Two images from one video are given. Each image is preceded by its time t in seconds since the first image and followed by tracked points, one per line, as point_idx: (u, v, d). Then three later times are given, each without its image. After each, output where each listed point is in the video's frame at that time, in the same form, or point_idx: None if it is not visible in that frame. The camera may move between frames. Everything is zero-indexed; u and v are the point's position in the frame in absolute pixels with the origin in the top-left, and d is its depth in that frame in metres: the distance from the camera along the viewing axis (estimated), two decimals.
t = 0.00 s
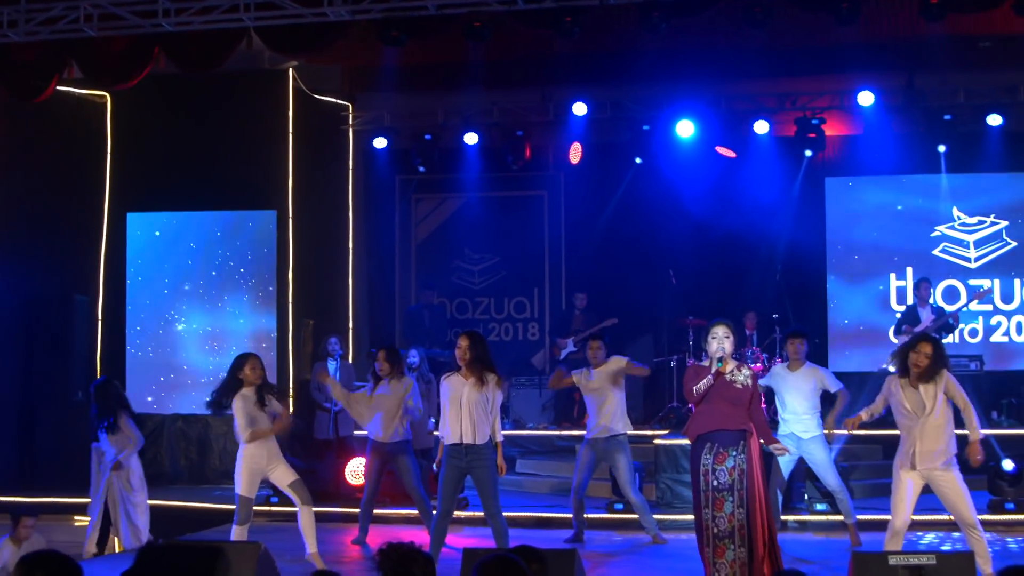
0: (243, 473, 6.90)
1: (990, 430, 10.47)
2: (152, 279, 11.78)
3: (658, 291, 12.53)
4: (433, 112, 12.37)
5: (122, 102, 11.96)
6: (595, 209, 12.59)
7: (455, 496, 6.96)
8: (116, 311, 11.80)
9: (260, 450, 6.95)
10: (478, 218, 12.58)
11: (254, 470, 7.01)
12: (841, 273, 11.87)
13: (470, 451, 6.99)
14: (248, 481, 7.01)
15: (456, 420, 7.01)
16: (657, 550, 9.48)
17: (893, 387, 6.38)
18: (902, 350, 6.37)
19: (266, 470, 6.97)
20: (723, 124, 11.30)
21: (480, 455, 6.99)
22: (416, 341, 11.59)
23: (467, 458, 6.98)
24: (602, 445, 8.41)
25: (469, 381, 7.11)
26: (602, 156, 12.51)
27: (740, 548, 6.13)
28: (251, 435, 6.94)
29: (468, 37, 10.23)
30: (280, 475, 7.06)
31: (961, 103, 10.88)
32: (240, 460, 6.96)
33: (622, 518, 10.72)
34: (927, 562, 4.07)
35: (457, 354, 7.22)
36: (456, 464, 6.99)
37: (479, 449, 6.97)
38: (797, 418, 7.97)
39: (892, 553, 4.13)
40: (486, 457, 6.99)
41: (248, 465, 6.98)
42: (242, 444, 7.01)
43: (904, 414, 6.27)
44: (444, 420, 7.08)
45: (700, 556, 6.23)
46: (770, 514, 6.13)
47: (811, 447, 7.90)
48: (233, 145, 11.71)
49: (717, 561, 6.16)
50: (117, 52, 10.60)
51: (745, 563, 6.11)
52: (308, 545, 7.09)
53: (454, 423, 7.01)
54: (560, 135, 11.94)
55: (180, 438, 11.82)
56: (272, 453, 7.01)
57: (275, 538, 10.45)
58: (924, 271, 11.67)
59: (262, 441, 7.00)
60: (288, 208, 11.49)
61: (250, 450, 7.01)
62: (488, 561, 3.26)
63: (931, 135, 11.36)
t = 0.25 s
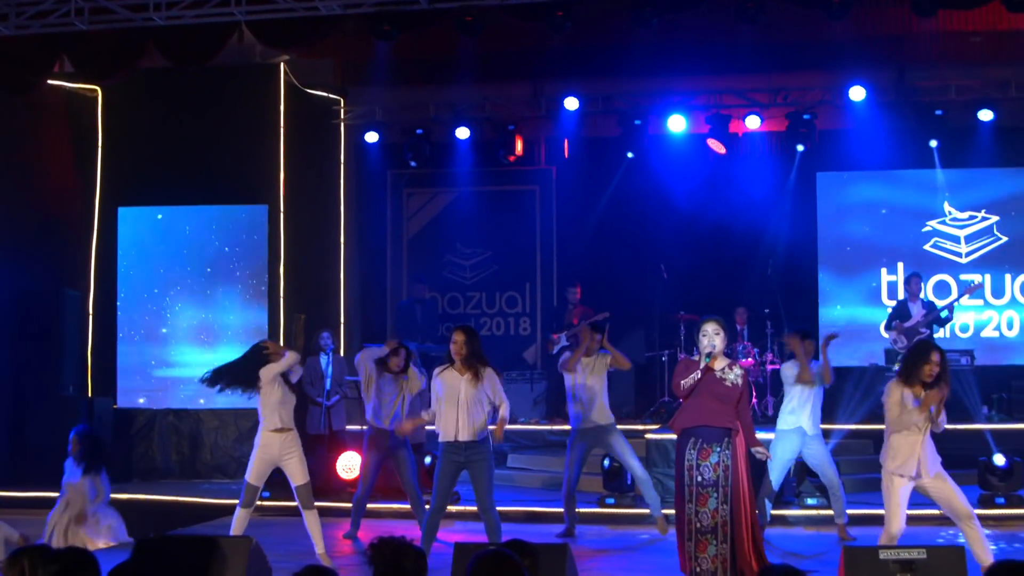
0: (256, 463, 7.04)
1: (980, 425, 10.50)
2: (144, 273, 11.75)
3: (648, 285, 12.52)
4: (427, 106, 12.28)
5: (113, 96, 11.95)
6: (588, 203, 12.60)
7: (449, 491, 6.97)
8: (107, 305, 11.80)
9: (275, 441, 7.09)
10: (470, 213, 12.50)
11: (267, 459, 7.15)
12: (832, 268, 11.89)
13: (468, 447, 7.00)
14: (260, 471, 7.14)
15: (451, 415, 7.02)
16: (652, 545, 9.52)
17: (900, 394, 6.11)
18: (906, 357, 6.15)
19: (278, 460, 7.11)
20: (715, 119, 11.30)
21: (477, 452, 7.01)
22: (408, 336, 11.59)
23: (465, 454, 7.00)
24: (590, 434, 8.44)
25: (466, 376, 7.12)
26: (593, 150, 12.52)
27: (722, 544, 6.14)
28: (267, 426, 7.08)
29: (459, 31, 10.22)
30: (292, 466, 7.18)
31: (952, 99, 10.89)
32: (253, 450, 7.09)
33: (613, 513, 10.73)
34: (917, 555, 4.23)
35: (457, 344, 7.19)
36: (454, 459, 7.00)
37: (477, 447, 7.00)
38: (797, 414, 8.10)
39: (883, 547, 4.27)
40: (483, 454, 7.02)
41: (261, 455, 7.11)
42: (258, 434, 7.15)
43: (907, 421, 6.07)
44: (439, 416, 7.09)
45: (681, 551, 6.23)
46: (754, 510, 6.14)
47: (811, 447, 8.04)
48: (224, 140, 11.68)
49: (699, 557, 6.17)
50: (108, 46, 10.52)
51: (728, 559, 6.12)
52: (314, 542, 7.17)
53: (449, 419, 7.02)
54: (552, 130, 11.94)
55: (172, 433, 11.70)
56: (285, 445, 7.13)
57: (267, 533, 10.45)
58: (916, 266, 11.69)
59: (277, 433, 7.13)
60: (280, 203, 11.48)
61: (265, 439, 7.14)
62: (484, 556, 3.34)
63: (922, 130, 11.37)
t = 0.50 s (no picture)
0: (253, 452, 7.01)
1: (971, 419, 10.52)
2: (135, 267, 11.74)
3: (639, 279, 12.52)
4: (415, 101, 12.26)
5: (104, 90, 11.92)
6: (579, 198, 12.49)
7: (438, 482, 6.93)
8: (99, 298, 11.80)
9: (274, 430, 7.05)
10: (462, 206, 12.49)
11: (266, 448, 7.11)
12: (823, 262, 11.90)
13: (465, 439, 6.94)
14: (259, 459, 7.10)
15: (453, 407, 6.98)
16: (644, 538, 9.56)
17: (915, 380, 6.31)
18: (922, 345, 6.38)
19: (277, 449, 7.07)
20: (706, 113, 11.30)
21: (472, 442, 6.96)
22: (399, 330, 11.59)
23: (461, 446, 6.93)
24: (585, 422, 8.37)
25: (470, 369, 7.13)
26: (585, 144, 12.49)
27: (710, 538, 6.41)
28: (267, 415, 7.06)
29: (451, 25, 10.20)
30: (291, 456, 7.14)
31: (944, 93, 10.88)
32: (252, 438, 7.06)
33: (605, 506, 10.74)
34: (908, 549, 4.25)
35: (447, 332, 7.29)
36: (447, 450, 6.93)
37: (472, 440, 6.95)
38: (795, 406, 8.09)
39: (874, 542, 4.29)
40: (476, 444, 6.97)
41: (260, 444, 7.07)
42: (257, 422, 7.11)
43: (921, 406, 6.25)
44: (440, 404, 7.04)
45: (669, 544, 6.51)
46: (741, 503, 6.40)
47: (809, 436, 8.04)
48: (216, 133, 11.65)
49: (687, 549, 6.44)
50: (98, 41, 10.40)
51: (715, 552, 6.39)
52: (309, 535, 7.11)
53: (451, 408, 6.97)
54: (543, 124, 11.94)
55: (163, 427, 11.70)
56: (284, 434, 7.09)
57: (258, 527, 10.45)
58: (906, 260, 11.70)
59: (276, 421, 7.09)
60: (271, 196, 11.47)
61: (265, 427, 7.12)
62: (477, 551, 3.38)
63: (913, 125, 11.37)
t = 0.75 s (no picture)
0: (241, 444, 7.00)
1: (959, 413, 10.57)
2: (124, 261, 11.72)
3: (628, 273, 12.53)
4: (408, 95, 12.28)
5: (92, 84, 11.89)
6: (570, 192, 12.55)
7: (428, 476, 6.92)
8: (87, 292, 11.78)
9: (262, 423, 7.05)
10: (451, 200, 12.46)
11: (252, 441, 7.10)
12: (812, 257, 11.90)
13: (447, 427, 6.95)
14: (247, 452, 7.10)
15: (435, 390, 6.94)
16: (634, 532, 9.59)
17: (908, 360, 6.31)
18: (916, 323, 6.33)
19: (263, 442, 7.05)
20: (696, 107, 11.30)
21: (457, 430, 6.95)
22: (388, 324, 11.59)
23: (445, 436, 6.94)
24: (583, 422, 8.60)
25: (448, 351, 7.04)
26: (574, 137, 12.48)
27: (702, 531, 6.69)
28: (254, 410, 7.06)
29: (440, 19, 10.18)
30: (278, 450, 7.11)
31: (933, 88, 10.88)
32: (240, 431, 7.06)
33: (594, 500, 10.74)
34: (896, 542, 4.34)
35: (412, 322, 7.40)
36: (432, 439, 6.94)
37: (456, 426, 6.94)
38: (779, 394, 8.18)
39: (862, 535, 4.38)
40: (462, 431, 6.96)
41: (248, 436, 7.07)
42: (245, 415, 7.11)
43: (916, 388, 6.25)
44: (422, 389, 7.07)
45: (661, 538, 6.78)
46: (731, 495, 6.67)
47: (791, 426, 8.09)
48: (204, 126, 11.61)
49: (678, 542, 6.72)
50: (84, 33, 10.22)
51: (705, 544, 6.65)
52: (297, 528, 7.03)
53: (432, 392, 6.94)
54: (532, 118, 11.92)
55: (151, 420, 11.70)
56: (272, 427, 7.09)
57: (248, 521, 10.44)
58: (894, 254, 11.71)
59: (263, 415, 7.09)
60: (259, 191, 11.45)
61: (253, 420, 7.12)
62: (466, 546, 3.31)
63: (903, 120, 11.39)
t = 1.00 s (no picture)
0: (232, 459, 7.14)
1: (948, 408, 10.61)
2: (113, 256, 11.68)
3: (619, 268, 12.52)
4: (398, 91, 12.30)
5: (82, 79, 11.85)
6: (561, 188, 12.50)
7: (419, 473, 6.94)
8: (77, 289, 11.76)
9: (253, 440, 7.20)
10: (441, 195, 12.45)
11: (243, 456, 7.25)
12: (802, 253, 11.91)
13: (433, 425, 6.91)
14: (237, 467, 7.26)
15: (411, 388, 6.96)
16: (625, 527, 9.61)
17: (884, 347, 6.09)
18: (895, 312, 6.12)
19: (253, 458, 7.20)
20: (686, 102, 11.31)
21: (446, 428, 6.91)
22: (379, 319, 11.60)
23: (432, 432, 6.91)
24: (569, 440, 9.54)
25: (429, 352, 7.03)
26: (565, 133, 12.50)
27: (695, 525, 6.79)
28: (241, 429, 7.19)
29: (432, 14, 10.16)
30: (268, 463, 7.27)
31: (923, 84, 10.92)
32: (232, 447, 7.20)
33: (584, 496, 10.77)
34: (884, 538, 4.27)
35: (407, 326, 7.68)
36: (420, 438, 6.91)
37: (443, 422, 6.89)
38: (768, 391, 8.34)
39: (851, 531, 4.32)
40: (452, 428, 6.91)
41: (239, 451, 7.22)
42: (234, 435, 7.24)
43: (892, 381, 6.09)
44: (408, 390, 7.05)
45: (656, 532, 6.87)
46: (725, 489, 6.76)
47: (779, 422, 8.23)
48: (194, 122, 11.59)
49: (673, 537, 6.81)
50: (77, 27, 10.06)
51: (699, 538, 6.77)
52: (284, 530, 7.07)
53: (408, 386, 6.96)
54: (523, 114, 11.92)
55: (142, 417, 11.66)
56: (262, 442, 7.25)
57: (238, 516, 10.45)
58: (884, 250, 11.71)
59: (253, 433, 7.24)
60: (250, 186, 11.44)
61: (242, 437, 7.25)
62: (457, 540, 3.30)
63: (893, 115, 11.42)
